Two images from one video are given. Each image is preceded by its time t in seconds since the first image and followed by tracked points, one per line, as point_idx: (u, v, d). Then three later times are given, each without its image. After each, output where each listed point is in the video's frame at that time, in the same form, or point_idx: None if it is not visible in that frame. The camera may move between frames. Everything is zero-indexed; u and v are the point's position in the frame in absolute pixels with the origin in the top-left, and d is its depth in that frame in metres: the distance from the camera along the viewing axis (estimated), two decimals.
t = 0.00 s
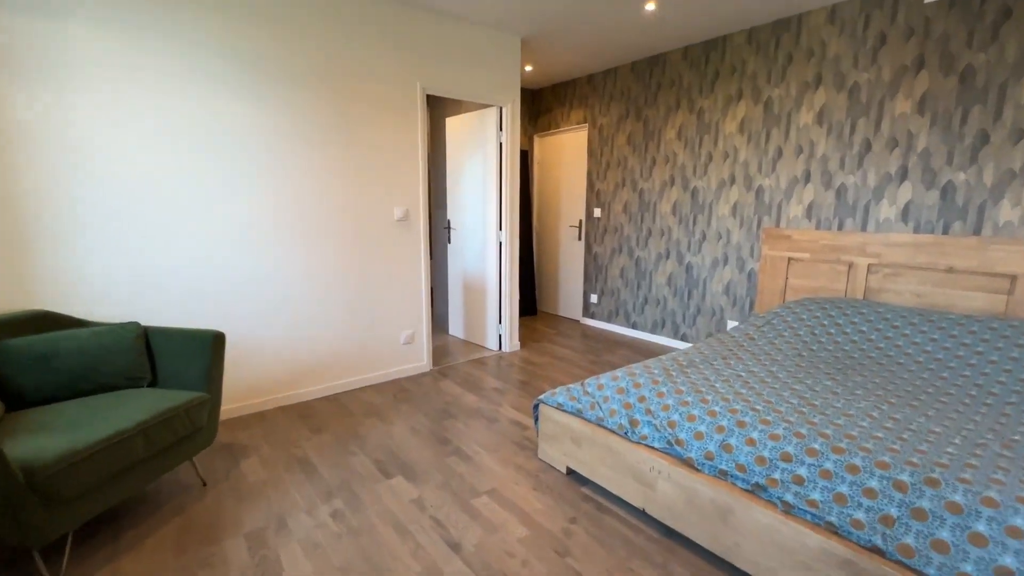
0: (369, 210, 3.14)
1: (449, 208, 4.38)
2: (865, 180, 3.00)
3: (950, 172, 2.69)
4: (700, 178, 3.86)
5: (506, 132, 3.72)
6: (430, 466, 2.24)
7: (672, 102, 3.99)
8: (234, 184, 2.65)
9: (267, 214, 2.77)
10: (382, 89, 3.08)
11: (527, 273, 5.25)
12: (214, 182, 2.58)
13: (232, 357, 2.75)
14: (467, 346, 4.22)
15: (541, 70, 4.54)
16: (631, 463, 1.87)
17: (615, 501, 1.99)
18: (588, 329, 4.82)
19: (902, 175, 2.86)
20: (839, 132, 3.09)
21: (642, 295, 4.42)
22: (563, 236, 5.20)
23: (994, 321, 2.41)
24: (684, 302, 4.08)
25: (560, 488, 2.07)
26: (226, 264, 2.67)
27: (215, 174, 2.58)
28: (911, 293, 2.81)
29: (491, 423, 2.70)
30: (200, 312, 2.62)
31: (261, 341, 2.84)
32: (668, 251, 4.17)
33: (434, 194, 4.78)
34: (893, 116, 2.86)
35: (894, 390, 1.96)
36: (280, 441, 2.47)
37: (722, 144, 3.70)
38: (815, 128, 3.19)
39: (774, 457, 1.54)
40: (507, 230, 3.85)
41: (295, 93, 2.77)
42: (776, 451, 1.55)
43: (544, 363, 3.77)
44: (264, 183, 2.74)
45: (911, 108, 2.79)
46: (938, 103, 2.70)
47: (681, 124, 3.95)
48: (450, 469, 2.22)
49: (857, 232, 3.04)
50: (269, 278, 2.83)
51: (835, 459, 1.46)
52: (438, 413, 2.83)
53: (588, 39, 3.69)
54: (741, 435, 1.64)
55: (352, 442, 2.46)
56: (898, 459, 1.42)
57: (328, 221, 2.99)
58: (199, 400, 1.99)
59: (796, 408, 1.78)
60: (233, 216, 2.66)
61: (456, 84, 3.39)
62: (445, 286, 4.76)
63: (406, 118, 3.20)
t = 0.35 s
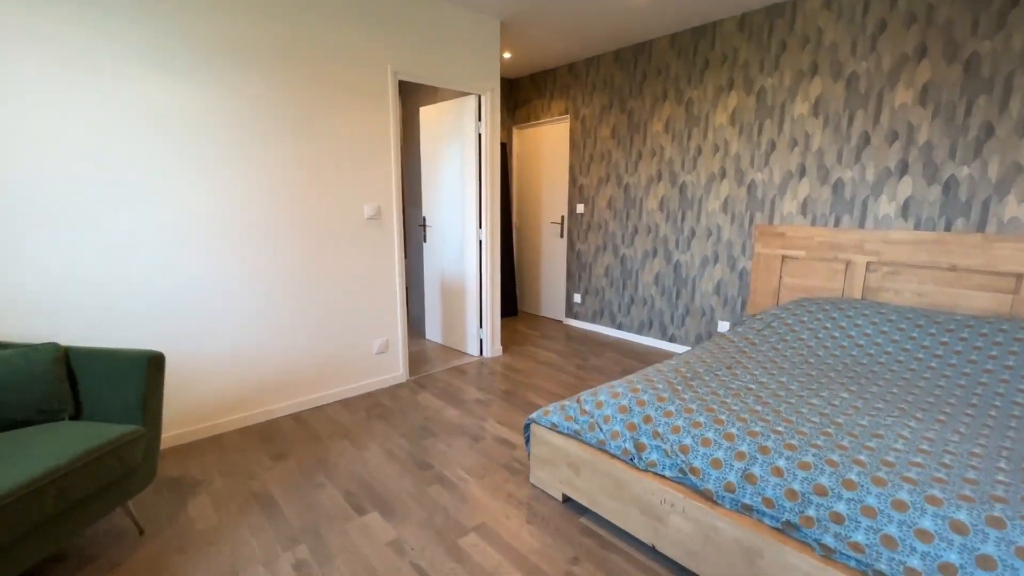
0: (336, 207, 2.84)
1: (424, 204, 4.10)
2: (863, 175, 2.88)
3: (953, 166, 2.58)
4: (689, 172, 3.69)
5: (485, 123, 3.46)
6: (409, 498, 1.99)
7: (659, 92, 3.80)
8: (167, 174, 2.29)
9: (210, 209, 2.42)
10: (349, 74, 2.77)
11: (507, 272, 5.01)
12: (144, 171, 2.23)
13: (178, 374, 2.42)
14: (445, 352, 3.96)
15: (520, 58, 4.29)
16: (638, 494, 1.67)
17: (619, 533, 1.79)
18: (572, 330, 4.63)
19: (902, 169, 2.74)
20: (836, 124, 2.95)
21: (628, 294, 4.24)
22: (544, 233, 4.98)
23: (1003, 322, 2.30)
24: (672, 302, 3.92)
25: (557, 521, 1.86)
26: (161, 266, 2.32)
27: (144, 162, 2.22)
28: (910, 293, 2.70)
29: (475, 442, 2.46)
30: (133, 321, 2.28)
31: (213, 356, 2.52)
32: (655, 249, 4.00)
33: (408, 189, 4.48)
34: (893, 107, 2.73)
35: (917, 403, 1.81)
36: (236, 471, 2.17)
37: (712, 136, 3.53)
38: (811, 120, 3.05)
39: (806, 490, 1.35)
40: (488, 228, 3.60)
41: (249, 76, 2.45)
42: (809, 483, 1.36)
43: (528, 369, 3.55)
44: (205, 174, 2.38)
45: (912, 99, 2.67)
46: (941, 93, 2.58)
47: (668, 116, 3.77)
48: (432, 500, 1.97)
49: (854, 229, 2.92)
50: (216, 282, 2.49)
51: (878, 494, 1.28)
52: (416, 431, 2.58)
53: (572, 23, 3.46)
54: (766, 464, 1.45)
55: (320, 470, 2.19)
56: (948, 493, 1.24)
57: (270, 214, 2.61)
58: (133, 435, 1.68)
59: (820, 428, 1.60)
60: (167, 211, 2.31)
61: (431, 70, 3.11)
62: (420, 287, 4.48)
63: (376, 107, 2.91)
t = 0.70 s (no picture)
0: (286, 200, 2.51)
1: (387, 197, 3.79)
2: (848, 165, 2.79)
3: (940, 155, 2.51)
4: (668, 162, 3.54)
5: (453, 108, 3.19)
6: (375, 532, 1.73)
7: (635, 79, 3.63)
8: (61, 158, 1.90)
9: (122, 199, 2.05)
10: (298, 48, 2.45)
11: (477, 269, 4.76)
12: (36, 154, 1.85)
13: (90, 395, 2.04)
14: (414, 356, 3.68)
15: (488, 41, 4.02)
16: (641, 522, 1.47)
17: (617, 564, 1.60)
18: (546, 328, 4.42)
19: (888, 159, 2.65)
20: (820, 111, 2.84)
21: (604, 290, 4.08)
22: (515, 227, 4.75)
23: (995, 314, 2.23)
24: (650, 298, 3.77)
25: (547, 553, 1.64)
26: (56, 266, 1.93)
27: (36, 142, 1.85)
28: (897, 286, 2.62)
29: (449, 460, 2.21)
30: (29, 334, 1.90)
31: (142, 372, 2.17)
32: (633, 242, 3.84)
33: (369, 181, 4.16)
34: (879, 94, 2.64)
35: (930, 408, 1.68)
36: (169, 509, 1.85)
37: (692, 124, 3.38)
38: (794, 107, 2.93)
39: (840, 519, 1.18)
40: (457, 221, 3.33)
41: (172, 44, 2.08)
42: (842, 510, 1.19)
43: (503, 373, 3.32)
44: (110, 158, 2.00)
45: (899, 85, 2.58)
46: (928, 80, 2.50)
47: (645, 103, 3.60)
48: (402, 534, 1.72)
49: (840, 220, 2.83)
50: (131, 284, 2.11)
51: (923, 523, 1.12)
52: (382, 449, 2.31)
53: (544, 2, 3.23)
54: (790, 488, 1.27)
55: (270, 504, 1.89)
56: (1001, 519, 1.09)
57: (221, 209, 2.30)
58: (25, 481, 1.35)
59: (840, 441, 1.44)
60: (60, 201, 1.91)
61: (393, 47, 2.81)
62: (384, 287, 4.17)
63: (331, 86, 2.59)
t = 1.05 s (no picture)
0: (213, 197, 2.15)
1: (335, 192, 3.44)
2: (821, 159, 2.72)
3: (913, 149, 2.47)
4: (636, 156, 3.39)
5: (408, 94, 2.89)
6: None
7: (602, 67, 3.45)
8: None
9: None
10: (223, 18, 2.09)
11: (437, 270, 4.47)
12: None
13: None
14: (369, 367, 3.37)
15: (443, 24, 3.73)
16: (641, 568, 1.28)
17: None
18: (511, 330, 4.21)
19: (862, 152, 2.60)
20: (793, 103, 2.75)
21: (572, 290, 3.90)
22: (476, 224, 4.49)
23: (971, 311, 2.21)
24: (620, 297, 3.63)
25: None
26: None
27: None
28: (870, 282, 2.57)
29: (414, 492, 1.94)
30: None
31: (32, 409, 1.78)
32: (601, 240, 3.67)
33: (315, 175, 3.78)
34: (852, 86, 2.57)
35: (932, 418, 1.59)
36: None
37: (661, 116, 3.24)
38: (766, 99, 2.83)
39: (876, 564, 1.03)
40: (416, 220, 3.05)
41: (53, 6, 1.69)
42: (877, 553, 1.04)
43: (469, 382, 3.07)
44: None
45: (872, 77, 2.51)
46: (901, 72, 2.44)
47: (612, 93, 3.43)
48: None
49: (813, 216, 2.76)
50: (4, 304, 1.69)
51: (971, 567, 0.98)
52: (335, 481, 2.02)
53: None
54: (814, 527, 1.11)
55: (198, 563, 1.57)
56: None
57: (119, 209, 1.89)
58: None
59: (855, 463, 1.30)
60: None
61: (337, 23, 2.48)
62: (335, 291, 3.82)
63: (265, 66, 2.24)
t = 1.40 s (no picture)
0: (117, 191, 1.80)
1: (272, 186, 3.08)
2: (785, 152, 2.69)
3: (874, 142, 2.47)
4: (599, 148, 3.26)
5: (354, 77, 2.60)
6: None
7: (562, 54, 3.28)
8: None
9: None
10: None
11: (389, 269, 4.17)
12: None
13: None
14: (317, 378, 3.05)
15: (390, 3, 3.43)
16: None
17: None
18: (470, 332, 4.00)
19: (825, 145, 2.58)
20: (757, 95, 2.70)
21: (534, 288, 3.74)
22: (430, 220, 4.22)
23: (933, 303, 2.23)
24: (584, 294, 3.50)
25: None
26: None
27: None
28: (835, 276, 2.56)
29: (373, 526, 1.71)
30: None
31: None
32: (563, 235, 3.53)
33: (248, 167, 3.38)
34: (816, 78, 2.55)
35: (922, 417, 1.54)
36: None
37: (624, 107, 3.12)
38: (730, 90, 2.77)
39: None
40: (366, 216, 2.77)
41: None
42: None
43: (428, 392, 2.84)
44: None
45: (835, 69, 2.50)
46: (862, 64, 2.44)
47: (573, 82, 3.28)
48: None
49: (778, 209, 2.73)
50: None
51: None
52: (279, 519, 1.75)
53: None
54: (841, 557, 1.00)
55: None
56: None
57: None
58: None
59: (866, 474, 1.21)
60: None
61: None
62: (275, 295, 3.45)
63: (179, 36, 1.90)
